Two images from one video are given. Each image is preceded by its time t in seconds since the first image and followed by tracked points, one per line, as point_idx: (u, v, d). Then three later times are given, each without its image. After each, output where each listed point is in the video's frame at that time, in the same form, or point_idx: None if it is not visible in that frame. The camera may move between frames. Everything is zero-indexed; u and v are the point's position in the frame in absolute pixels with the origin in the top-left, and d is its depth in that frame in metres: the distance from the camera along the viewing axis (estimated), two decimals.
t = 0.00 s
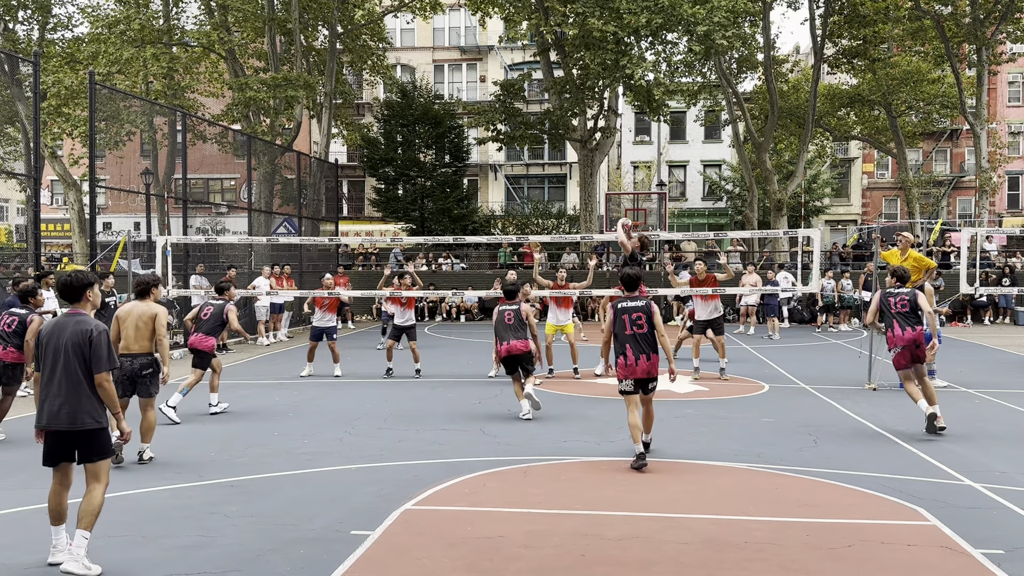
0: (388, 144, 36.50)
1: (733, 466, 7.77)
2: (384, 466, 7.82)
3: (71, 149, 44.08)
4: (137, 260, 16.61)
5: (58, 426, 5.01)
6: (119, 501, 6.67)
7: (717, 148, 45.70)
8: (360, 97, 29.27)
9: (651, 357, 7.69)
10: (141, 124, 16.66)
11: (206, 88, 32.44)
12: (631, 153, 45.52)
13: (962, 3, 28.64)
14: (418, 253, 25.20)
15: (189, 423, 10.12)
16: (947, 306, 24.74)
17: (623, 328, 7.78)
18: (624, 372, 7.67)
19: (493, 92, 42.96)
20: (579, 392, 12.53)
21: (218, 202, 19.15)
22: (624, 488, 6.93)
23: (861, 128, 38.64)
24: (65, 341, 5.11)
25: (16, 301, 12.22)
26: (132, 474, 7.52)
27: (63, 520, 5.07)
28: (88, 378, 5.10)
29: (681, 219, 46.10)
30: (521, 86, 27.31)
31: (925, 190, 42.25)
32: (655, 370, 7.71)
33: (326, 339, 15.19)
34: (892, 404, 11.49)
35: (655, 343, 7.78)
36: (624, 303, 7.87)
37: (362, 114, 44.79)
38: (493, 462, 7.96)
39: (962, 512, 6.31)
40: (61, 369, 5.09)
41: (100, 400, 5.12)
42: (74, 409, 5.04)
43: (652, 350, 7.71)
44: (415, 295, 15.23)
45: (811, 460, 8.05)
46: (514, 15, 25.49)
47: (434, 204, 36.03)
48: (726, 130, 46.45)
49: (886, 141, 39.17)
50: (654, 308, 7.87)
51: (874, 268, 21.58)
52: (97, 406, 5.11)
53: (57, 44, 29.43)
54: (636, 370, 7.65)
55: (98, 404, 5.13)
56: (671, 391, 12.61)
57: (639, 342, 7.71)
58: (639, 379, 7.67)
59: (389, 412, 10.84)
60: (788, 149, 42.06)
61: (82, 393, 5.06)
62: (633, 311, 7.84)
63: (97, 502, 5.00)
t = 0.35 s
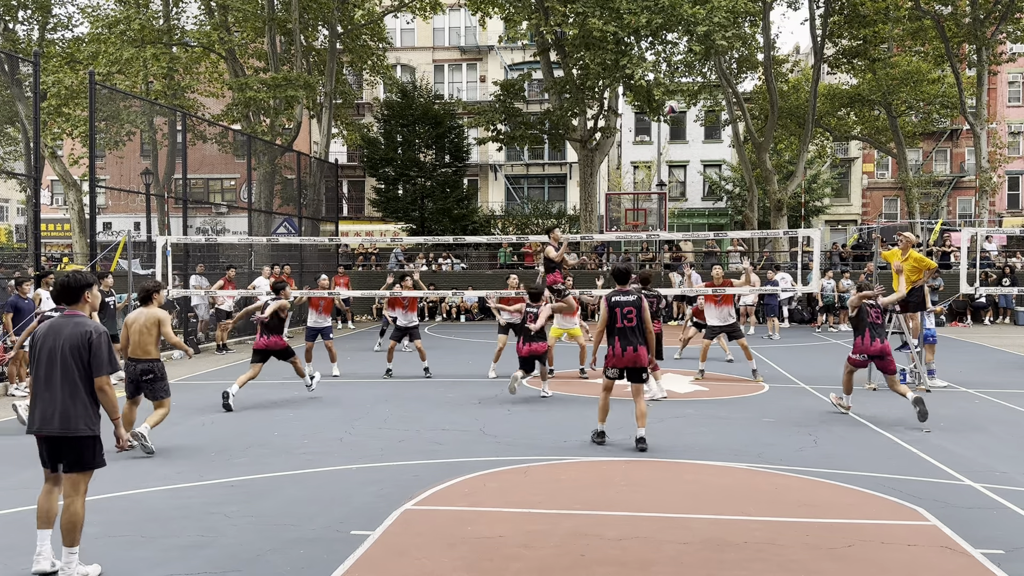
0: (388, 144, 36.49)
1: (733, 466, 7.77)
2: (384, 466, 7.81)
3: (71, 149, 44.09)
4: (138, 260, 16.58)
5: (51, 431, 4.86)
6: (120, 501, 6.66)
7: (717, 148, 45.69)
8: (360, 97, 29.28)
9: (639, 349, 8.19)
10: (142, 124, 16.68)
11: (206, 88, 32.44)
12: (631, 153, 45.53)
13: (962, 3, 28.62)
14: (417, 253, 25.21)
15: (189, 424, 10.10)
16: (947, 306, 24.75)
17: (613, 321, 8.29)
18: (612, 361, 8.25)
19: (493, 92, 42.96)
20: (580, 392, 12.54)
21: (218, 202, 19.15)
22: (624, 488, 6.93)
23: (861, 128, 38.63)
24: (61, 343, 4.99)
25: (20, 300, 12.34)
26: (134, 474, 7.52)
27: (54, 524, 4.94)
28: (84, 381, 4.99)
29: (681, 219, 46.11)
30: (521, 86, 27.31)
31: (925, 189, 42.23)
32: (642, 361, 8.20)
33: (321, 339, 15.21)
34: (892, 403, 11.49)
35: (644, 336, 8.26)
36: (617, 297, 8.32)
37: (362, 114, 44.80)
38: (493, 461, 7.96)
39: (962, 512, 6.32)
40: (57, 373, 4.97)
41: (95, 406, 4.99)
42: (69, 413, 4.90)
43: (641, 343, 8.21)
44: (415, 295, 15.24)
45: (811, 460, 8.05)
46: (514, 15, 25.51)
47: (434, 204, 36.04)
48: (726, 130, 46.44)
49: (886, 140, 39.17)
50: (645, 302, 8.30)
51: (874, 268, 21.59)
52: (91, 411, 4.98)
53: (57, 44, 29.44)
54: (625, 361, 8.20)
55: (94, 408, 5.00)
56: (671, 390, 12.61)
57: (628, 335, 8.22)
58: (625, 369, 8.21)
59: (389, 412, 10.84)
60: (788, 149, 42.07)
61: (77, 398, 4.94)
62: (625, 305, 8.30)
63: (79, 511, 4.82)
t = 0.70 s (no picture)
0: (388, 144, 36.48)
1: (733, 466, 7.76)
2: (384, 466, 7.81)
3: (71, 149, 44.08)
4: (138, 260, 16.58)
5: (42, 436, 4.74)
6: (119, 501, 6.66)
7: (717, 148, 45.69)
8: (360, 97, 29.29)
9: (639, 358, 8.98)
10: (142, 124, 16.70)
11: (207, 88, 32.47)
12: (631, 153, 45.51)
13: (962, 2, 28.61)
14: (417, 253, 25.22)
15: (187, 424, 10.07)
16: (947, 306, 24.76)
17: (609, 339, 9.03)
18: (611, 371, 8.99)
19: (493, 92, 42.96)
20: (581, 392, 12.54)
21: (218, 202, 19.15)
22: (624, 488, 6.92)
23: (861, 128, 38.62)
24: (50, 346, 4.87)
25: (20, 300, 12.29)
26: (135, 475, 7.52)
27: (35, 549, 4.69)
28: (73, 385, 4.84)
29: (681, 219, 46.10)
30: (521, 86, 27.31)
31: (925, 190, 42.27)
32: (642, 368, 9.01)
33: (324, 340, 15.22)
34: (892, 403, 11.49)
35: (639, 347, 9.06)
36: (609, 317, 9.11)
37: (362, 114, 44.80)
38: (493, 462, 7.95)
39: (962, 512, 6.31)
40: (46, 378, 4.82)
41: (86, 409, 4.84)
42: (60, 416, 4.77)
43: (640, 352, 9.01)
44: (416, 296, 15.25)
45: (811, 460, 8.05)
46: (514, 15, 25.52)
47: (434, 204, 36.05)
48: (726, 130, 46.43)
49: (886, 140, 39.19)
50: (636, 320, 9.09)
51: (874, 268, 21.62)
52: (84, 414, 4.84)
53: (57, 44, 29.44)
54: (626, 370, 8.96)
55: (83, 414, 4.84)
56: (671, 390, 12.61)
57: (626, 347, 8.98)
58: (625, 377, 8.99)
59: (389, 412, 10.84)
60: (788, 149, 42.07)
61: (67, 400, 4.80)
62: (618, 324, 9.07)
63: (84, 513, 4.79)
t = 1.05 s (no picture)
0: (388, 144, 36.49)
1: (733, 466, 7.77)
2: (384, 466, 7.81)
3: (71, 148, 44.12)
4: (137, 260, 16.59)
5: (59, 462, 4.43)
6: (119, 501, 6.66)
7: (717, 148, 45.70)
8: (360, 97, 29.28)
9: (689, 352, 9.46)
10: (142, 124, 16.72)
11: (206, 88, 32.49)
12: (631, 153, 45.50)
13: (962, 3, 28.61)
14: (417, 253, 25.24)
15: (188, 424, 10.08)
16: (947, 306, 24.78)
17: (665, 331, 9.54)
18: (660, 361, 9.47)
19: (493, 92, 42.95)
20: (581, 392, 12.54)
21: (218, 202, 19.15)
22: (624, 488, 6.92)
23: (861, 128, 38.62)
24: (71, 367, 4.50)
25: (20, 301, 12.31)
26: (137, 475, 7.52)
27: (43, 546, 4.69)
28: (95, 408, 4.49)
29: (681, 219, 46.12)
30: (521, 86, 27.30)
31: (925, 190, 42.29)
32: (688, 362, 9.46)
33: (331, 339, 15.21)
34: (892, 404, 11.48)
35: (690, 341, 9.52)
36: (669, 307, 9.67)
37: (362, 114, 44.81)
38: (493, 461, 7.96)
39: (962, 512, 6.31)
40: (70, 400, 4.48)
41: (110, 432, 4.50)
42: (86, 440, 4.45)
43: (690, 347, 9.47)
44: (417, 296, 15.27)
45: (811, 460, 8.05)
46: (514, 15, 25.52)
47: (434, 204, 36.06)
48: (726, 130, 46.43)
49: (886, 140, 39.19)
50: (692, 314, 9.56)
51: (874, 268, 21.63)
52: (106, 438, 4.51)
53: (57, 44, 29.44)
54: (672, 362, 9.41)
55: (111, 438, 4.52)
56: (671, 390, 12.62)
57: (679, 339, 9.45)
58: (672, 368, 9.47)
59: (389, 412, 10.84)
60: (788, 149, 42.07)
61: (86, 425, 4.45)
62: (675, 317, 9.58)
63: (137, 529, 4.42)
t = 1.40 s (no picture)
0: (388, 144, 36.50)
1: (732, 466, 7.77)
2: (383, 466, 7.81)
3: (71, 149, 44.16)
4: (137, 260, 16.60)
5: (148, 461, 4.33)
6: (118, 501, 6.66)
7: (717, 148, 45.71)
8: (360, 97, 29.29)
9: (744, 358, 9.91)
10: (142, 124, 16.75)
11: (206, 88, 32.51)
12: (631, 153, 45.50)
13: (963, 3, 28.62)
14: (417, 253, 25.24)
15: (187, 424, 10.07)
16: (946, 306, 24.78)
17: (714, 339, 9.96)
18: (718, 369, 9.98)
19: (493, 92, 42.95)
20: (581, 392, 12.55)
21: (218, 202, 19.14)
22: (625, 488, 6.92)
23: (861, 128, 38.62)
24: (166, 360, 4.43)
25: (20, 300, 12.32)
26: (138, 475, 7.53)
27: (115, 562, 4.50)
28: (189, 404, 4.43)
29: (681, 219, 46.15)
30: (521, 86, 27.30)
31: (925, 189, 42.35)
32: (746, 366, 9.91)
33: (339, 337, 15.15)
34: (892, 404, 11.49)
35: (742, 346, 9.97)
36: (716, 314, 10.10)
37: (362, 114, 44.82)
38: (493, 461, 7.96)
39: (961, 512, 6.31)
40: (165, 395, 4.39)
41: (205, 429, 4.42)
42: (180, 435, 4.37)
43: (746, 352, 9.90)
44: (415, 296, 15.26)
45: (810, 460, 8.05)
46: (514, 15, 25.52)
47: (434, 204, 36.05)
48: (726, 130, 46.44)
49: (886, 140, 39.21)
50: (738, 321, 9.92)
51: (874, 268, 21.64)
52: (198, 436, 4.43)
53: (57, 44, 29.45)
54: (729, 369, 9.92)
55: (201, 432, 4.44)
56: (671, 391, 12.62)
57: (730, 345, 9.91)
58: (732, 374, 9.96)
59: (389, 412, 10.83)
60: (788, 149, 42.08)
61: (178, 423, 4.37)
62: (721, 327, 10.00)
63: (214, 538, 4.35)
